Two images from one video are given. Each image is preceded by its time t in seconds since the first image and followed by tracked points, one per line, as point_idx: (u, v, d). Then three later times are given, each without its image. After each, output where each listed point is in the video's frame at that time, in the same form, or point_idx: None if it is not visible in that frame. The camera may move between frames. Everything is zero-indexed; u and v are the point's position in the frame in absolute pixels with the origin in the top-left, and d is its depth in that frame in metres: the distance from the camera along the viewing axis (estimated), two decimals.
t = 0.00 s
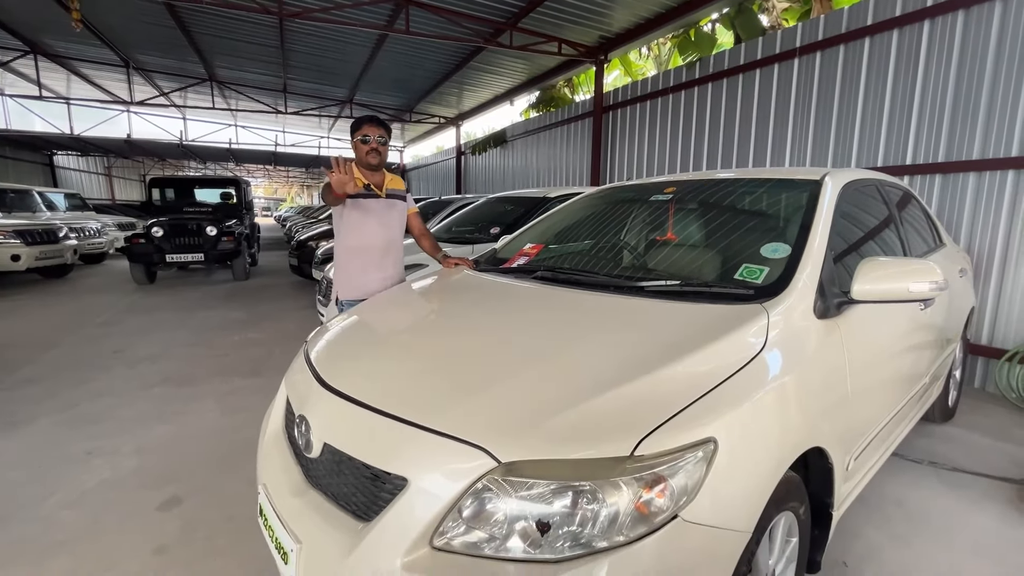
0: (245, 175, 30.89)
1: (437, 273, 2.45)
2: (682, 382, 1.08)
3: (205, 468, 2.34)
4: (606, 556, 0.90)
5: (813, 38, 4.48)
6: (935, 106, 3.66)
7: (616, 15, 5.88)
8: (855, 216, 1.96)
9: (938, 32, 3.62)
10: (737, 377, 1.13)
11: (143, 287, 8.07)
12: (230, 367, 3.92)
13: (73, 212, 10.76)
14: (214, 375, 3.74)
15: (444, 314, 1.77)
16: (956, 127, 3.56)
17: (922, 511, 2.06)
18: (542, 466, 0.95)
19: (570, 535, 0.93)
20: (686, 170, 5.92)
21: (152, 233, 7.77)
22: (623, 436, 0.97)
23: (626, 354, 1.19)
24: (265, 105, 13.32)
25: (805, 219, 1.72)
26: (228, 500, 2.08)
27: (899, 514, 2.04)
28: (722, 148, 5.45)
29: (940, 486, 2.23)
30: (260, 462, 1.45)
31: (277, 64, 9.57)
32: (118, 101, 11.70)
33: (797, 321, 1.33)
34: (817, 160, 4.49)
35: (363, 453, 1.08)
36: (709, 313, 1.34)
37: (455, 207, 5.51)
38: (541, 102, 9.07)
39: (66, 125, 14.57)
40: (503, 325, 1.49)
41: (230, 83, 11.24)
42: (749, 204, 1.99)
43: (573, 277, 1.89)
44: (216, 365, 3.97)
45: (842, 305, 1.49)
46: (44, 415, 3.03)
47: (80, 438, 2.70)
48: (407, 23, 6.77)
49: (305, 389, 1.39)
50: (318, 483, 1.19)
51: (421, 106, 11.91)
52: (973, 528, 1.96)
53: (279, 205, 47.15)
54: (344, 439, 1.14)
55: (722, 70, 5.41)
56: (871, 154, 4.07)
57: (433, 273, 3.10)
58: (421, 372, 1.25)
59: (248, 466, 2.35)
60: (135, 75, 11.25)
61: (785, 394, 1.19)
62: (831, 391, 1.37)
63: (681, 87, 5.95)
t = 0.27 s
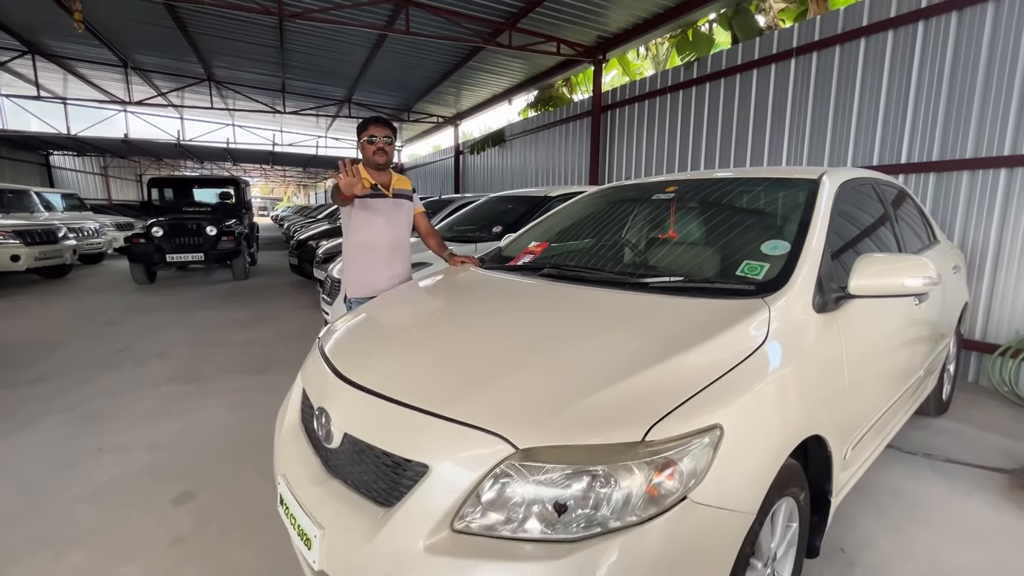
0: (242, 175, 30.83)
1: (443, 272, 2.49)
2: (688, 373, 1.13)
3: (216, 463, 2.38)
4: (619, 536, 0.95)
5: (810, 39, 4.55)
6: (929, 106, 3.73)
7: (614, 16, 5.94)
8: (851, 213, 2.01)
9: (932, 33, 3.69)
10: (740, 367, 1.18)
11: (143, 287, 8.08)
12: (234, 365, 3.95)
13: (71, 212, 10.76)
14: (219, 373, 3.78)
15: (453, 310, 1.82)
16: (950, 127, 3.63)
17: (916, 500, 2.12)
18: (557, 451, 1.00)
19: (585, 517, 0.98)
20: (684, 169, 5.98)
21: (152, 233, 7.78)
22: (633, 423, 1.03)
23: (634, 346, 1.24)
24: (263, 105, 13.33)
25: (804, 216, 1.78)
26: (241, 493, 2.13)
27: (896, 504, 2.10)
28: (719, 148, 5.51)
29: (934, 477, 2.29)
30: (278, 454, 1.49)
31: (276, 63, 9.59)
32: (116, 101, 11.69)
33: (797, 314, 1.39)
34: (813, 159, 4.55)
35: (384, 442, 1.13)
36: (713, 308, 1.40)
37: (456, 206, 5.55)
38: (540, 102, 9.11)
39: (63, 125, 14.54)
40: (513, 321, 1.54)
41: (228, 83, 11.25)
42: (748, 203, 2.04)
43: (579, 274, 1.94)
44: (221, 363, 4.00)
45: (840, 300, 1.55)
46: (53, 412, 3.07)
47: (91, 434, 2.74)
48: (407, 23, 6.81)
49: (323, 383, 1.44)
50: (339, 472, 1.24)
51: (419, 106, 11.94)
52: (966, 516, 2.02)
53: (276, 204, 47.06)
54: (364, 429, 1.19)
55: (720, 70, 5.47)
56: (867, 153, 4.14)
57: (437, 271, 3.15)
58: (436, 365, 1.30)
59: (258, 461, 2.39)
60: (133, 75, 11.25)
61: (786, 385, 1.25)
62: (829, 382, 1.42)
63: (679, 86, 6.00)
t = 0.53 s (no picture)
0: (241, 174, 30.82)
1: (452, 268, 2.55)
2: (695, 360, 1.20)
3: (231, 455, 2.44)
4: (631, 511, 1.01)
5: (808, 38, 4.61)
6: (925, 105, 3.79)
7: (614, 15, 5.99)
8: (849, 210, 2.08)
9: (928, 33, 3.75)
10: (744, 355, 1.25)
11: (146, 285, 8.13)
12: (242, 361, 4.01)
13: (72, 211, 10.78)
14: (228, 369, 3.83)
15: (464, 304, 1.88)
16: (945, 125, 3.69)
17: (911, 488, 2.19)
18: (573, 433, 1.06)
19: (599, 494, 1.04)
20: (684, 167, 6.04)
21: (155, 232, 7.83)
22: (644, 406, 1.09)
23: (643, 336, 1.30)
24: (263, 104, 13.35)
25: (803, 213, 1.84)
26: (257, 483, 2.19)
27: (892, 491, 2.17)
28: (719, 146, 5.57)
29: (929, 466, 2.36)
30: (298, 442, 1.55)
31: (277, 63, 9.62)
32: (117, 100, 11.70)
33: (797, 306, 1.45)
34: (812, 157, 4.62)
35: (407, 426, 1.19)
36: (717, 300, 1.46)
37: (459, 204, 5.61)
38: (540, 100, 9.16)
39: (62, 124, 14.54)
40: (524, 314, 1.60)
41: (229, 82, 11.28)
42: (750, 199, 2.10)
43: (586, 269, 2.00)
44: (229, 360, 4.06)
45: (838, 293, 1.61)
46: (67, 408, 3.12)
47: (106, 429, 2.80)
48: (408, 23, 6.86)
49: (342, 373, 1.49)
50: (361, 456, 1.30)
51: (419, 105, 11.99)
52: (959, 502, 2.10)
53: (275, 203, 47.03)
54: (387, 415, 1.25)
55: (720, 69, 5.53)
56: (865, 151, 4.20)
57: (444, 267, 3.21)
58: (453, 354, 1.36)
59: (271, 453, 2.46)
60: (133, 74, 11.27)
61: (787, 372, 1.31)
62: (828, 371, 1.49)
63: (678, 85, 6.06)
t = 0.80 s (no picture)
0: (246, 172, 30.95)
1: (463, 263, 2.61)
2: (703, 348, 1.25)
3: (248, 446, 2.51)
4: (644, 490, 1.07)
5: (813, 37, 4.64)
6: (929, 103, 3.82)
7: (619, 14, 6.03)
8: (853, 206, 2.12)
9: (932, 32, 3.78)
10: (751, 344, 1.30)
11: (155, 283, 8.21)
12: (253, 356, 4.08)
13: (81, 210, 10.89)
14: (240, 364, 3.90)
15: (477, 298, 1.94)
16: (949, 123, 3.72)
17: (914, 478, 2.24)
18: (587, 417, 1.12)
19: (613, 474, 1.10)
20: (689, 165, 6.07)
21: (163, 230, 7.91)
22: (655, 391, 1.15)
23: (653, 326, 1.36)
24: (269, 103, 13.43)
25: (807, 209, 1.89)
26: (275, 473, 2.25)
27: (894, 481, 2.22)
28: (724, 144, 5.60)
29: (931, 457, 2.41)
30: (319, 430, 1.61)
31: (284, 62, 9.70)
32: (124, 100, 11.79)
33: (801, 298, 1.50)
34: (816, 155, 4.65)
35: (428, 411, 1.25)
36: (724, 293, 1.51)
37: (466, 202, 5.66)
38: (544, 99, 9.20)
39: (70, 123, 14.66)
40: (537, 306, 1.65)
41: (235, 82, 11.36)
42: (755, 196, 2.15)
43: (596, 264, 2.05)
44: (241, 355, 4.13)
45: (842, 286, 1.66)
46: (85, 401, 3.19)
47: (125, 421, 2.87)
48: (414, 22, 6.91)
49: (362, 363, 1.55)
50: (383, 441, 1.36)
51: (424, 104, 12.05)
52: (960, 492, 2.14)
53: (279, 202, 47.16)
54: (408, 401, 1.31)
55: (724, 68, 5.56)
56: (869, 149, 4.23)
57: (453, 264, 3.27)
58: (470, 344, 1.41)
59: (287, 444, 2.52)
60: (141, 74, 11.36)
61: (791, 361, 1.36)
62: (831, 361, 1.54)
63: (683, 84, 6.09)
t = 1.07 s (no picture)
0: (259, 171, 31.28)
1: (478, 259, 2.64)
2: (718, 340, 1.27)
3: (268, 437, 2.57)
4: (660, 477, 1.10)
5: (827, 33, 4.60)
6: (946, 99, 3.79)
7: (632, 11, 6.03)
8: (867, 202, 2.12)
9: (949, 27, 3.75)
10: (765, 337, 1.32)
11: (172, 280, 8.36)
12: (270, 351, 4.15)
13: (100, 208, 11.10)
14: (257, 359, 3.98)
15: (493, 293, 1.98)
16: (966, 119, 3.69)
17: (928, 475, 2.24)
18: (604, 406, 1.15)
19: (630, 461, 1.13)
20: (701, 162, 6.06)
21: (181, 228, 8.05)
22: (670, 381, 1.17)
23: (669, 320, 1.38)
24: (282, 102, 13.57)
25: (822, 205, 1.90)
26: (295, 463, 2.31)
27: (908, 477, 2.22)
28: (737, 141, 5.58)
29: (945, 454, 2.40)
30: (341, 419, 1.66)
31: (297, 62, 9.81)
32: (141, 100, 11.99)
33: (816, 292, 1.52)
34: (830, 152, 4.62)
35: (448, 400, 1.29)
36: (738, 286, 1.53)
37: (478, 199, 5.70)
38: (556, 97, 9.20)
39: (88, 123, 14.92)
40: (552, 300, 1.68)
41: (250, 81, 11.51)
42: (768, 192, 2.16)
43: (610, 260, 2.08)
44: (258, 350, 4.21)
45: (856, 281, 1.67)
46: (110, 393, 3.28)
47: (148, 413, 2.95)
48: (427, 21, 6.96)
49: (383, 354, 1.59)
50: (404, 429, 1.40)
51: (435, 102, 12.11)
52: (975, 489, 2.14)
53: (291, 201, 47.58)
54: (429, 390, 1.34)
55: (737, 64, 5.54)
56: (884, 146, 4.20)
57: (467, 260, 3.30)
58: (488, 336, 1.45)
59: (306, 436, 2.58)
60: (158, 74, 11.54)
61: (805, 353, 1.38)
62: (845, 354, 1.55)
63: (696, 81, 6.08)
